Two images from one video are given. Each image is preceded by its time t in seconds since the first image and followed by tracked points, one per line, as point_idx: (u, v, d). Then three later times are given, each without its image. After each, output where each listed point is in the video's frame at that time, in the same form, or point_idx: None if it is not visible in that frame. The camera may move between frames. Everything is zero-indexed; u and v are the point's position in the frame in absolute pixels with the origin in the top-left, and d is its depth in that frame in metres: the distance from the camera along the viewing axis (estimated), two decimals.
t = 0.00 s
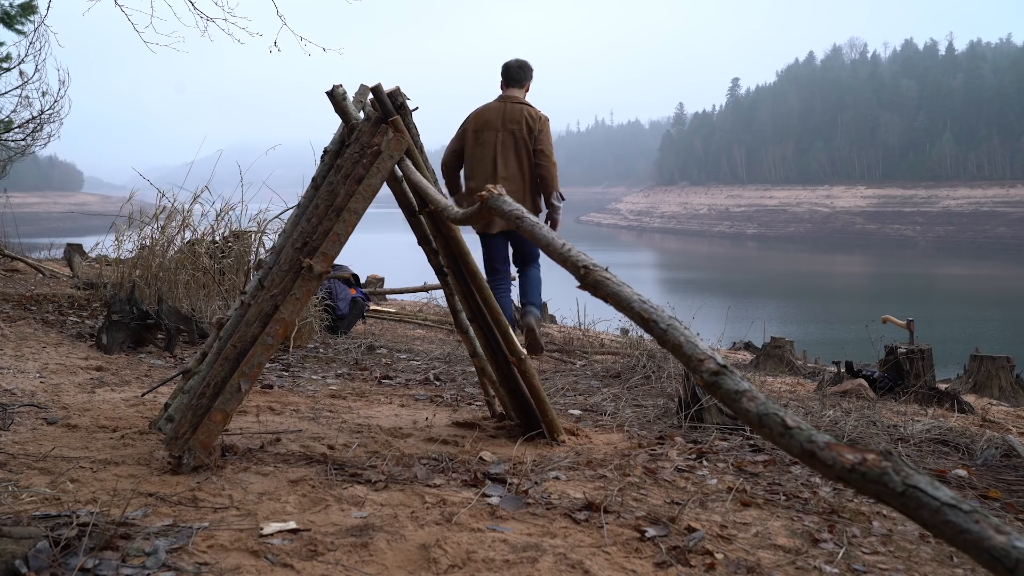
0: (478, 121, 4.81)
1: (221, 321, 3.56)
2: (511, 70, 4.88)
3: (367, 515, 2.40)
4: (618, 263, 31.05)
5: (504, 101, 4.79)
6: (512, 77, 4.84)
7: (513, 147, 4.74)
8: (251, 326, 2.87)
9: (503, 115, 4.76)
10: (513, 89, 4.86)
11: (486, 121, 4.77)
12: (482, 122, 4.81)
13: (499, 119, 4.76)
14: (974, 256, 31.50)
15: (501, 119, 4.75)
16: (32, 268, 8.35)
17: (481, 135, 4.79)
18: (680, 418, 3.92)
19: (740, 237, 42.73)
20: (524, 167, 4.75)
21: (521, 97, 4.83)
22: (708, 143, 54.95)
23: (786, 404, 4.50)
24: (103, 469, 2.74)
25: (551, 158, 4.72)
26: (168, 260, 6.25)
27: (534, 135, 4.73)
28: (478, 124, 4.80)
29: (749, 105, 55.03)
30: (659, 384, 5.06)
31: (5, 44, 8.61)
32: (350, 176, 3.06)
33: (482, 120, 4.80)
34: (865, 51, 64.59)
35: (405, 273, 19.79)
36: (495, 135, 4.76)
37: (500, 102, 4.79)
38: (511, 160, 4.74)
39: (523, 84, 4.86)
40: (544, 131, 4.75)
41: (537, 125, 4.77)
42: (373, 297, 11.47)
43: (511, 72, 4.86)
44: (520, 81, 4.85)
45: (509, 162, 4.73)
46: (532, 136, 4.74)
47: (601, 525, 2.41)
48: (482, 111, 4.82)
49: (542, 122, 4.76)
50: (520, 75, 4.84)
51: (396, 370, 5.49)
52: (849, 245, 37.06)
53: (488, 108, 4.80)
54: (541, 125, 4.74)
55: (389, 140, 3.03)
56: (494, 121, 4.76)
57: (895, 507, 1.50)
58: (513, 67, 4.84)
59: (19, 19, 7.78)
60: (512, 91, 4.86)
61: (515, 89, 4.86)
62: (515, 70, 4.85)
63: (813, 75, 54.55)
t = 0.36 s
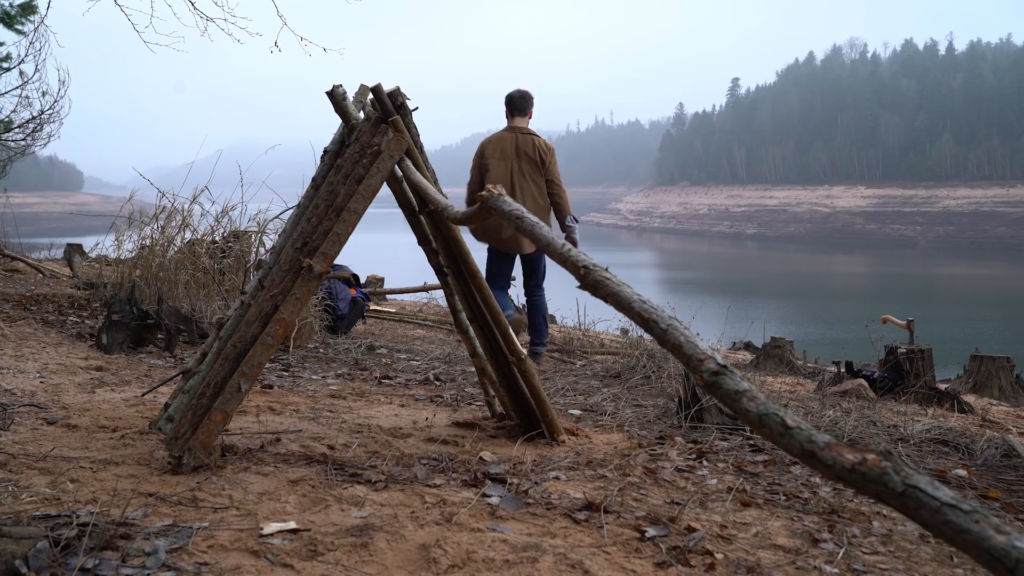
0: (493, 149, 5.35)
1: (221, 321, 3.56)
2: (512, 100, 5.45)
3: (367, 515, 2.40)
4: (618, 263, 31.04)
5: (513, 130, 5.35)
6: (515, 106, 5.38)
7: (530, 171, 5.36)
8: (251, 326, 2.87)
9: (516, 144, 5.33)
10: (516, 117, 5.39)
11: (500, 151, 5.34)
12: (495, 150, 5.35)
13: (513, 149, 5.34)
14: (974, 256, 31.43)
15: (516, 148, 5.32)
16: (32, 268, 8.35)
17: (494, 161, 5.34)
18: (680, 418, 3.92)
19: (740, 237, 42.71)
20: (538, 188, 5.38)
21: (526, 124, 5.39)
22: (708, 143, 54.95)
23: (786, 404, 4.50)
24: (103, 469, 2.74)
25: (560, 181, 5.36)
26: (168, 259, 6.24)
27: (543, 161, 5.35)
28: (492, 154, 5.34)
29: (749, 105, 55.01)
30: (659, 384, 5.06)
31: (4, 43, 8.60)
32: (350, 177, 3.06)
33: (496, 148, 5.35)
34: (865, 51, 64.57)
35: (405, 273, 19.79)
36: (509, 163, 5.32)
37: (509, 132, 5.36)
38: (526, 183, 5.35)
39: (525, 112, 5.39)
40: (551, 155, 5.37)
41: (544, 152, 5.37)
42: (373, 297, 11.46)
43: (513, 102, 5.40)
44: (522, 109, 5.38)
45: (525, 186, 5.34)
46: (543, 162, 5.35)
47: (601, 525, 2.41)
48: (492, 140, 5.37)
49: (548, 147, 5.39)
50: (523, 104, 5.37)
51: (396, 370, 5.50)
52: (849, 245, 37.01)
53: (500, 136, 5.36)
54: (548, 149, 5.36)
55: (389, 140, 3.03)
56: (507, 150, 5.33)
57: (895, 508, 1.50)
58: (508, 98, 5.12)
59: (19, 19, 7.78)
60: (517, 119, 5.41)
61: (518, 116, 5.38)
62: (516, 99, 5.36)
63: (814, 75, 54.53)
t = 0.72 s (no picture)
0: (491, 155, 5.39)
1: (221, 321, 3.56)
2: (500, 110, 5.55)
3: (367, 515, 2.40)
4: (618, 263, 31.03)
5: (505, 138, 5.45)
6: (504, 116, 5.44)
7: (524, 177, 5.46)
8: (251, 326, 2.87)
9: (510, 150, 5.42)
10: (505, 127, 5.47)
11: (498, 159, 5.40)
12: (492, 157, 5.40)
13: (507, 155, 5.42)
14: (973, 256, 31.39)
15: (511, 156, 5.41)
16: (32, 268, 8.35)
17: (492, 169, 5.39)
18: (680, 418, 3.92)
19: (740, 237, 42.69)
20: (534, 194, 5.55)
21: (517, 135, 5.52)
22: (708, 143, 54.96)
23: (786, 404, 4.50)
24: (103, 469, 2.73)
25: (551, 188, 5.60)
26: (168, 259, 6.24)
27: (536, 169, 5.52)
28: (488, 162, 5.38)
29: (749, 105, 55.02)
30: (659, 384, 5.06)
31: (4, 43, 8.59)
32: (350, 177, 3.06)
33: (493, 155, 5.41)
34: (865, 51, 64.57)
35: (405, 273, 19.78)
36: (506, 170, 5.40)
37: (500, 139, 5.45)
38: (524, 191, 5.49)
39: (514, 123, 5.50)
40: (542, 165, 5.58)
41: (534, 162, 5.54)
42: (373, 297, 11.46)
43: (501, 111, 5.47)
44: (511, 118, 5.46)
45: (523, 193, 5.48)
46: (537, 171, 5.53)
47: (601, 525, 2.41)
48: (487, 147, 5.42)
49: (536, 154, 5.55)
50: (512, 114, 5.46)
51: (396, 370, 5.49)
52: (849, 245, 36.98)
53: (496, 145, 5.43)
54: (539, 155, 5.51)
55: (389, 141, 3.03)
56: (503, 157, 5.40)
57: (895, 507, 1.50)
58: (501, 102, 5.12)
59: (18, 19, 7.78)
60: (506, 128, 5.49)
61: (508, 126, 5.47)
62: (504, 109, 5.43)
63: (814, 75, 54.54)
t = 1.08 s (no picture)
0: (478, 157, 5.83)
1: (222, 320, 3.57)
2: (488, 114, 5.95)
3: (367, 515, 2.40)
4: (618, 263, 31.03)
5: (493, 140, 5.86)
6: (491, 119, 5.87)
7: (511, 176, 5.88)
8: (251, 326, 2.87)
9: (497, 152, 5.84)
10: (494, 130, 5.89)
11: (484, 159, 5.82)
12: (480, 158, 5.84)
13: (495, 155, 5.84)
14: (973, 256, 31.38)
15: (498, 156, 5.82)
16: (32, 268, 8.35)
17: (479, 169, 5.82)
18: (680, 418, 3.92)
19: (740, 237, 42.68)
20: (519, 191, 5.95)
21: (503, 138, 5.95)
22: (708, 143, 54.99)
23: (786, 404, 4.51)
24: (103, 469, 2.74)
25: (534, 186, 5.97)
26: (168, 260, 6.24)
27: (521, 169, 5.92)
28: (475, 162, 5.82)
29: (749, 106, 55.05)
30: (659, 384, 5.06)
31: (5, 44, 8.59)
32: (351, 177, 3.06)
33: (479, 157, 5.85)
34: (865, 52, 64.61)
35: (405, 273, 19.79)
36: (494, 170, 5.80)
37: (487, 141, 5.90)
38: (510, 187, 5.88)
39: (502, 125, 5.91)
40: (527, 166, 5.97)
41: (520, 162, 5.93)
42: (373, 297, 11.46)
43: (488, 115, 5.89)
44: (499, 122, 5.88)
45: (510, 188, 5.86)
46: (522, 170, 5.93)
47: (601, 525, 2.41)
48: (475, 148, 5.86)
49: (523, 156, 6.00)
50: (500, 118, 5.88)
51: (396, 370, 5.49)
52: (849, 245, 36.96)
53: (484, 147, 5.85)
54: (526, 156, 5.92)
55: (389, 140, 3.04)
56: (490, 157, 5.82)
57: (895, 507, 1.50)
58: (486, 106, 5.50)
59: (19, 19, 7.77)
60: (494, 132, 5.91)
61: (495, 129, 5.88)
62: (492, 113, 5.87)
63: (813, 75, 54.58)
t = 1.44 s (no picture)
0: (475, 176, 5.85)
1: (222, 321, 3.56)
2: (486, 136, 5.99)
3: (367, 515, 2.40)
4: (618, 263, 31.03)
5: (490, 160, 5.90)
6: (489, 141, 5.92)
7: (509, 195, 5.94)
8: (251, 326, 2.87)
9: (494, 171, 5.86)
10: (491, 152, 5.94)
11: (483, 179, 5.86)
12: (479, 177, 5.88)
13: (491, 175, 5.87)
14: (973, 256, 31.33)
15: (496, 177, 5.89)
16: (32, 268, 8.34)
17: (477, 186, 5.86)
18: (680, 418, 3.92)
19: (740, 237, 42.62)
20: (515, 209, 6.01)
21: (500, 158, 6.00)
22: (709, 143, 54.99)
23: (786, 404, 4.50)
24: (103, 469, 2.74)
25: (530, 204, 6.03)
26: (168, 259, 6.24)
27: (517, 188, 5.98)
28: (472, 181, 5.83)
29: (749, 106, 55.06)
30: (659, 384, 5.06)
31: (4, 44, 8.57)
32: (351, 177, 3.06)
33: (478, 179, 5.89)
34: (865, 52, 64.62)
35: (405, 273, 19.78)
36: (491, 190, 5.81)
37: (483, 161, 5.98)
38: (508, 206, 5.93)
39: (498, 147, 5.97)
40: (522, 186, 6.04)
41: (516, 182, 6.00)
42: (373, 297, 11.45)
43: (487, 137, 5.94)
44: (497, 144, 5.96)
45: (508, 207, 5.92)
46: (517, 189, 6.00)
47: (601, 525, 2.41)
48: (472, 169, 5.91)
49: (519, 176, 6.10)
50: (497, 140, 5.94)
51: (396, 370, 5.49)
52: (849, 245, 36.91)
53: (482, 168, 5.90)
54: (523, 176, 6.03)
55: (389, 140, 3.04)
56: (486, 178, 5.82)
57: (894, 507, 1.50)
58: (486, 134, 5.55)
59: (18, 19, 7.77)
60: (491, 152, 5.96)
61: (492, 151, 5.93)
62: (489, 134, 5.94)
63: (813, 75, 54.59)
